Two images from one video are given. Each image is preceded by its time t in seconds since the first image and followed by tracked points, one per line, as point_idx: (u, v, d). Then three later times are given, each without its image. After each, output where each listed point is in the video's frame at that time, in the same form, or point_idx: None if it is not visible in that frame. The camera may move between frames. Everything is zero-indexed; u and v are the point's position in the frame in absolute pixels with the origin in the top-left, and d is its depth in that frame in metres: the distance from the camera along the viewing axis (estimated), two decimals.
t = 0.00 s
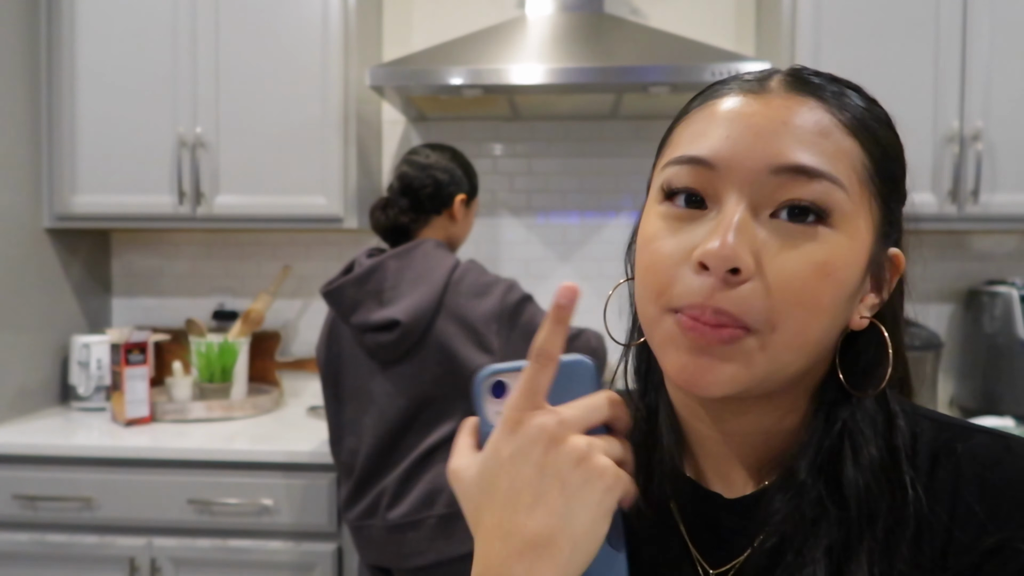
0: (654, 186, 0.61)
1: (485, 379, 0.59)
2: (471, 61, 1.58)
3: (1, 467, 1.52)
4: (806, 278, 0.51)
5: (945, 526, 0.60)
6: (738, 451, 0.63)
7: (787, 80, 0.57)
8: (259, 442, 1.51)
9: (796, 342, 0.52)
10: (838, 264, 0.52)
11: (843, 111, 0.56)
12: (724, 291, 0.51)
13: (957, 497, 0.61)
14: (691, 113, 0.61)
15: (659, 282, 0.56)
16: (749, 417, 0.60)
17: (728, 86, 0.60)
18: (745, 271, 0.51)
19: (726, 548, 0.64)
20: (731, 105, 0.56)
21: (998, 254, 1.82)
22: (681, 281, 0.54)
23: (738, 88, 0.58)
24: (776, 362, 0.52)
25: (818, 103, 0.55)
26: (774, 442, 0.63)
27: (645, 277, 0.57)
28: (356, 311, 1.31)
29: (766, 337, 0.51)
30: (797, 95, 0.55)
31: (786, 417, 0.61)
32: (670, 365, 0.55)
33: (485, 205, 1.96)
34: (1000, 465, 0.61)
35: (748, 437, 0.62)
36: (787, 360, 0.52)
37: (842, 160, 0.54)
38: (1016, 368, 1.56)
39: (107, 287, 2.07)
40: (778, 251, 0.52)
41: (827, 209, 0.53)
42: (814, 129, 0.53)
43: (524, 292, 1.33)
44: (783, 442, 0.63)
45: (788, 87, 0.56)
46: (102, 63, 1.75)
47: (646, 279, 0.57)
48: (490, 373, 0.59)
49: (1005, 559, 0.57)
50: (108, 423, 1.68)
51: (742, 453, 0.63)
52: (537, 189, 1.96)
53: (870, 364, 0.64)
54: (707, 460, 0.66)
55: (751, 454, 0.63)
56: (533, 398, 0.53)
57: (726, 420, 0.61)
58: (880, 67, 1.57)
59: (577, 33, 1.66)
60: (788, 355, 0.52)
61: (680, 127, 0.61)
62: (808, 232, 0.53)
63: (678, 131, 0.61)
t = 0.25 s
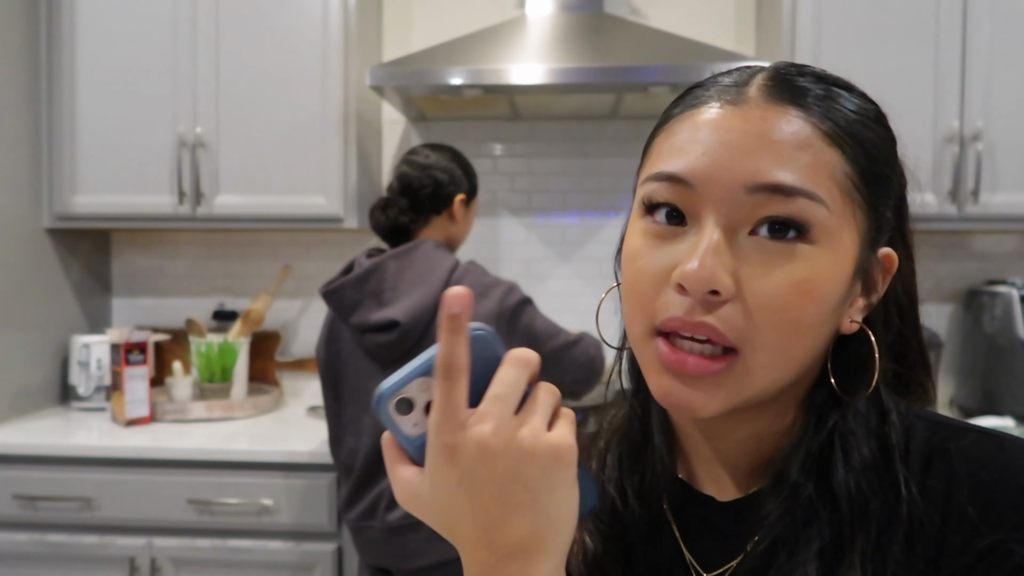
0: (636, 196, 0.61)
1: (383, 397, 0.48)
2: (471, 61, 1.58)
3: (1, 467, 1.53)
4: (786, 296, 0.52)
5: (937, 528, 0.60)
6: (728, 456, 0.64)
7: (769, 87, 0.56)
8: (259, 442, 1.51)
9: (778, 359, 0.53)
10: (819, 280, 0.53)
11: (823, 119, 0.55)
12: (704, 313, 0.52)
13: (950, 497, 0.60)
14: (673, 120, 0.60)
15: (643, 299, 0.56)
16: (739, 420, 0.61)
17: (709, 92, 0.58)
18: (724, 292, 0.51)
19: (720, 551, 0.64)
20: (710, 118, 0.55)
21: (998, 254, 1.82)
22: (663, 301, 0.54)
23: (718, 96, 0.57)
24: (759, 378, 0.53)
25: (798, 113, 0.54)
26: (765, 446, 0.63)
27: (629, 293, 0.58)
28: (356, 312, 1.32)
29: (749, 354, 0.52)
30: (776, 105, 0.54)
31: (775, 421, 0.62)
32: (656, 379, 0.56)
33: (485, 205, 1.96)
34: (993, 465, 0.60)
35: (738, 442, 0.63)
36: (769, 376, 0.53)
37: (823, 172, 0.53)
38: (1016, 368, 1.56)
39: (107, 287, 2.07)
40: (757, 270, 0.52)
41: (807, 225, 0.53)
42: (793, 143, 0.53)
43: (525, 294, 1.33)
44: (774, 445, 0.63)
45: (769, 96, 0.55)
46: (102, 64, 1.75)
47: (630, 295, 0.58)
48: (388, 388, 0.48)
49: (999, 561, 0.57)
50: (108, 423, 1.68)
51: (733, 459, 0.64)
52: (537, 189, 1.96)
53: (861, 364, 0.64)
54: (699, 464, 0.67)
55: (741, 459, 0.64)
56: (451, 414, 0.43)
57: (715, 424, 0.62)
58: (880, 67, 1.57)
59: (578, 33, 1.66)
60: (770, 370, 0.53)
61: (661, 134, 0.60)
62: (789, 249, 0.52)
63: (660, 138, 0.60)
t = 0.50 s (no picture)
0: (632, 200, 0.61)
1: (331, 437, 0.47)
2: (471, 61, 1.58)
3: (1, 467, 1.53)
4: (776, 306, 0.52)
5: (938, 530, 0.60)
6: (723, 460, 0.64)
7: (765, 92, 0.56)
8: (259, 442, 1.51)
9: (770, 367, 0.53)
10: (810, 289, 0.52)
11: (819, 126, 0.55)
12: (694, 321, 0.52)
13: (950, 500, 0.60)
14: (670, 124, 0.59)
15: (636, 306, 0.56)
16: (733, 426, 0.62)
17: (706, 96, 0.58)
18: (713, 300, 0.51)
19: (720, 555, 0.64)
20: (704, 124, 0.55)
21: (998, 255, 1.82)
22: (655, 308, 0.54)
23: (715, 101, 0.57)
24: (748, 386, 0.53)
25: (793, 119, 0.54)
26: (760, 452, 0.64)
27: (623, 298, 0.58)
28: (355, 312, 1.32)
29: (738, 363, 0.52)
30: (770, 111, 0.54)
31: (770, 426, 0.62)
32: (649, 386, 0.56)
33: (485, 205, 1.96)
34: (993, 466, 0.60)
35: (732, 447, 0.63)
36: (758, 385, 0.53)
37: (817, 180, 0.53)
38: (1016, 368, 1.56)
39: (107, 287, 2.07)
40: (747, 279, 0.52)
41: (799, 233, 0.52)
42: (787, 150, 0.52)
43: (524, 297, 1.34)
44: (771, 449, 0.64)
45: (765, 101, 0.55)
46: (102, 63, 1.75)
47: (624, 301, 0.58)
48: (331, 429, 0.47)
49: (998, 562, 0.57)
50: (108, 423, 1.68)
51: (728, 463, 0.64)
52: (536, 188, 1.96)
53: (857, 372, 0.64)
54: (696, 466, 0.67)
55: (735, 463, 0.64)
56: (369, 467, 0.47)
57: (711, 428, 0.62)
58: (879, 67, 1.56)
59: (578, 33, 1.66)
60: (759, 380, 0.53)
61: (658, 137, 0.60)
62: (779, 258, 0.52)
63: (656, 142, 0.60)
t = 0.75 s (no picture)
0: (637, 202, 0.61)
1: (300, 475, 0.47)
2: (472, 61, 1.58)
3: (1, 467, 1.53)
4: (778, 308, 0.52)
5: (941, 530, 0.60)
6: (726, 461, 0.65)
7: (770, 94, 0.56)
8: (259, 442, 1.51)
9: (772, 369, 0.53)
10: (812, 292, 0.52)
11: (824, 129, 0.55)
12: (696, 323, 0.52)
13: (953, 500, 0.61)
14: (675, 126, 0.59)
15: (639, 308, 0.56)
16: (736, 428, 0.62)
17: (711, 98, 0.58)
18: (716, 302, 0.52)
19: (723, 556, 0.64)
20: (708, 126, 0.55)
21: (998, 255, 1.82)
22: (658, 310, 0.55)
23: (720, 103, 0.57)
24: (751, 389, 0.53)
25: (797, 122, 0.54)
26: (762, 454, 0.64)
27: (627, 300, 0.58)
28: (355, 312, 1.32)
29: (741, 365, 0.52)
30: (775, 114, 0.54)
31: (773, 428, 0.62)
32: (652, 388, 0.56)
33: (485, 205, 1.96)
34: (995, 466, 0.61)
35: (735, 449, 0.63)
36: (760, 388, 0.53)
37: (820, 183, 0.53)
38: (1016, 368, 1.56)
39: (107, 287, 2.07)
40: (749, 282, 0.52)
41: (803, 236, 0.52)
42: (791, 153, 0.52)
43: (524, 300, 1.33)
44: (774, 451, 0.64)
45: (769, 104, 0.55)
46: (102, 63, 1.75)
47: (628, 302, 0.58)
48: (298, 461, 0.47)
49: (1000, 562, 0.57)
50: (108, 424, 1.68)
51: (730, 464, 0.65)
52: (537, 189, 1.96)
53: (863, 373, 0.64)
54: (700, 467, 0.67)
55: (737, 464, 0.64)
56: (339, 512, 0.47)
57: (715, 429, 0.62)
58: (879, 67, 1.57)
59: (578, 33, 1.66)
60: (761, 383, 0.53)
61: (663, 139, 0.60)
62: (782, 261, 0.52)
63: (661, 143, 0.60)
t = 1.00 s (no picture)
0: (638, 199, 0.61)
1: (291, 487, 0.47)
2: (472, 61, 1.58)
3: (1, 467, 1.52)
4: (778, 306, 0.52)
5: (940, 530, 0.60)
6: (726, 459, 0.65)
7: (773, 93, 0.56)
8: (259, 442, 1.51)
9: (771, 367, 0.53)
10: (813, 290, 0.52)
11: (826, 128, 0.55)
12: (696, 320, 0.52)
13: (952, 500, 0.60)
14: (676, 124, 0.60)
15: (640, 306, 0.56)
16: (736, 427, 0.62)
17: (714, 96, 0.58)
18: (716, 299, 0.52)
19: (723, 555, 0.64)
20: (711, 124, 0.55)
21: (997, 255, 1.82)
22: (658, 307, 0.55)
23: (723, 101, 0.57)
24: (750, 387, 0.53)
25: (799, 121, 0.54)
26: (763, 452, 0.64)
27: (628, 297, 0.58)
28: (355, 313, 1.32)
29: (740, 363, 0.52)
30: (777, 112, 0.54)
31: (773, 427, 0.62)
32: (652, 385, 0.56)
33: (485, 205, 1.96)
34: (995, 466, 0.60)
35: (735, 447, 0.63)
36: (760, 386, 0.53)
37: (822, 181, 0.53)
38: (1015, 367, 1.56)
39: (107, 287, 2.07)
40: (750, 279, 0.52)
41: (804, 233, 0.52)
42: (792, 151, 0.52)
43: (523, 299, 1.33)
44: (775, 450, 0.64)
45: (771, 103, 0.55)
46: (102, 63, 1.75)
47: (629, 299, 0.58)
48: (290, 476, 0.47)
49: (1000, 562, 0.57)
50: (108, 423, 1.68)
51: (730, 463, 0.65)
52: (537, 189, 1.96)
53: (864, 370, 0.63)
54: (700, 465, 0.67)
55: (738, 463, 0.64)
56: (336, 519, 0.48)
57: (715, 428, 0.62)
58: (879, 67, 1.57)
59: (578, 33, 1.66)
60: (761, 381, 0.53)
61: (666, 137, 0.60)
62: (784, 258, 0.52)
63: (663, 141, 0.60)
